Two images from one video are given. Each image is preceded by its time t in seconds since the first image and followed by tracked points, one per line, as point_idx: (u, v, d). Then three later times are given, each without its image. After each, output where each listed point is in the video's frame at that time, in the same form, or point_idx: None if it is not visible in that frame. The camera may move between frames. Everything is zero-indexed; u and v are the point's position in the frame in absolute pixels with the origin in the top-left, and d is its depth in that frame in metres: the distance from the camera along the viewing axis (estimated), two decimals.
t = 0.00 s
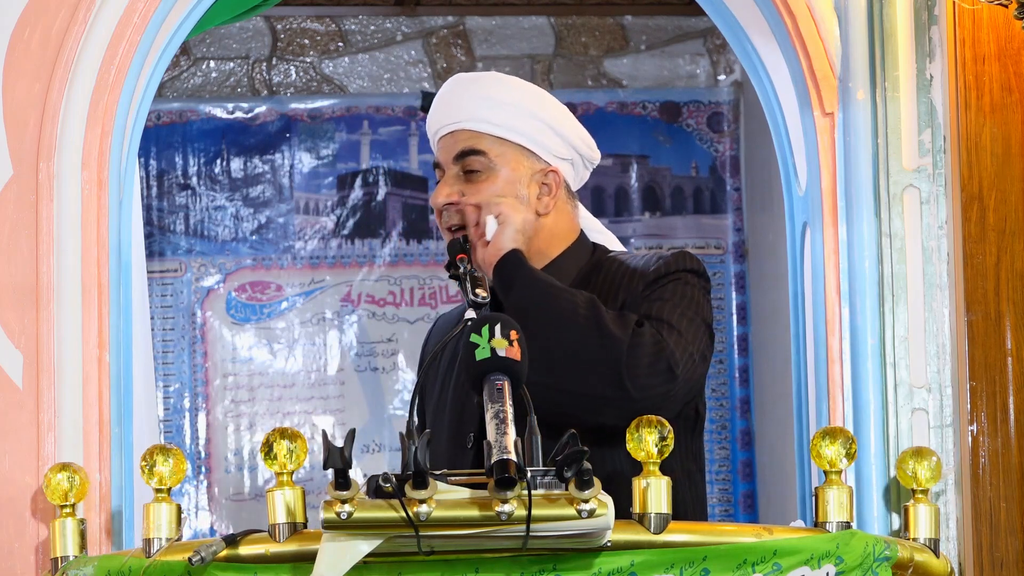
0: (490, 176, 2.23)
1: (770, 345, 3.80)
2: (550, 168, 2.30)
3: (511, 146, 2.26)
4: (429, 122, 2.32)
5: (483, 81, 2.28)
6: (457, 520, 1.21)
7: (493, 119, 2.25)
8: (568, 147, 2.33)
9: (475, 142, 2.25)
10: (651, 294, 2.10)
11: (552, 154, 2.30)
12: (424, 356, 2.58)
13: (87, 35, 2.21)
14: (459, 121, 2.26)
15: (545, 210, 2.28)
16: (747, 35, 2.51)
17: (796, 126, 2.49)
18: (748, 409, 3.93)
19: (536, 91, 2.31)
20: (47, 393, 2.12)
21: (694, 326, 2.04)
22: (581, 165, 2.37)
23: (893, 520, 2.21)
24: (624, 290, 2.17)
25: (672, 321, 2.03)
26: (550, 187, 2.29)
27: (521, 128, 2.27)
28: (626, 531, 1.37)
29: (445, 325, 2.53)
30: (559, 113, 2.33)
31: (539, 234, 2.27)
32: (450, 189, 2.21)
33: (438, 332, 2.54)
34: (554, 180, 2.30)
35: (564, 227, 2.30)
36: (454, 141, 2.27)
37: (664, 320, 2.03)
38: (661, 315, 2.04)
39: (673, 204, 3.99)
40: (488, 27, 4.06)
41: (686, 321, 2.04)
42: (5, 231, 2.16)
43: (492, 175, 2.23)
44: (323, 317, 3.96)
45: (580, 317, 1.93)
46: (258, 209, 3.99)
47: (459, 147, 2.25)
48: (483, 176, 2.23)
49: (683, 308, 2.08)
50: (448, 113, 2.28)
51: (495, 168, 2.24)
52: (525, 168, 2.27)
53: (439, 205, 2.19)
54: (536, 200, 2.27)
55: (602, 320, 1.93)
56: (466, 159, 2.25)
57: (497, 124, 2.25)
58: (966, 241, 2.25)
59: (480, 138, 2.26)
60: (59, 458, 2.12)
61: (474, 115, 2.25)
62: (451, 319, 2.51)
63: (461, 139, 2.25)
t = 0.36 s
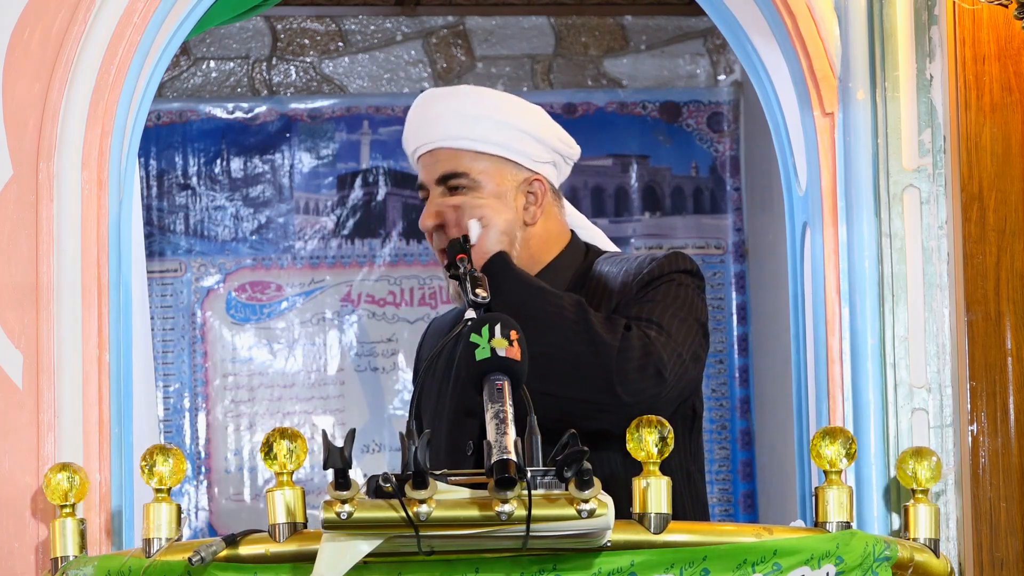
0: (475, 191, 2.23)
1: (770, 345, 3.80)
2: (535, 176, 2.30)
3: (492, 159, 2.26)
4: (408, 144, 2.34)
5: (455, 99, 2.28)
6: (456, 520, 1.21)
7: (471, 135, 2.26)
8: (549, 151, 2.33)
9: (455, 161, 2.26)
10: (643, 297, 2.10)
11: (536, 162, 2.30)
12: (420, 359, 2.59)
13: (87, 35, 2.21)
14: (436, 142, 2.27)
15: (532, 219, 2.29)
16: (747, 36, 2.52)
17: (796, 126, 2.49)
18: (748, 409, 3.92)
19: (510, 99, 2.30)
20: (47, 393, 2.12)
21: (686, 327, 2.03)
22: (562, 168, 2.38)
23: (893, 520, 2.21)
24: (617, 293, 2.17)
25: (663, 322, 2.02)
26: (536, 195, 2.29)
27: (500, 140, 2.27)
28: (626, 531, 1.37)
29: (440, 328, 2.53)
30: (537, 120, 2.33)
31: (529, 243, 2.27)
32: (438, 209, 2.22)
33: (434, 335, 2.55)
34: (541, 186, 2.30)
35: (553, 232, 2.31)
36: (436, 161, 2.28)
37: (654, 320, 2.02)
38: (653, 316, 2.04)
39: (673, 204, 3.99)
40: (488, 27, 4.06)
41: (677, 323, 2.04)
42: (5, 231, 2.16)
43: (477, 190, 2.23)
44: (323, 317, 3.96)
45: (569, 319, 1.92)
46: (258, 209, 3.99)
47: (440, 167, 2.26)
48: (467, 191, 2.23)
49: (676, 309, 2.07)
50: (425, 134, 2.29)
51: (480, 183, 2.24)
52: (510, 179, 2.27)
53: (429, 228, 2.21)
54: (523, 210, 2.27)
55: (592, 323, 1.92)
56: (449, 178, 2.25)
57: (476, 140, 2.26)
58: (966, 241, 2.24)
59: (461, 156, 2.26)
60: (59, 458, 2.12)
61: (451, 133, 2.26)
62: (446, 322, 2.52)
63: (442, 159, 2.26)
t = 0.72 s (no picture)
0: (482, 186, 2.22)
1: (769, 345, 3.80)
2: (539, 167, 2.29)
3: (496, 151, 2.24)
4: (409, 138, 2.31)
5: (459, 93, 2.25)
6: (457, 521, 1.21)
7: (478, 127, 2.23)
8: (553, 142, 2.32)
9: (459, 154, 2.23)
10: (645, 305, 2.13)
11: (542, 153, 2.29)
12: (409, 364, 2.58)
13: (87, 35, 2.21)
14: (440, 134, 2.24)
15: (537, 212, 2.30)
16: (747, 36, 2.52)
17: (796, 125, 2.49)
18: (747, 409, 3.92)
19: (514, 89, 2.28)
20: (47, 393, 2.12)
21: (687, 334, 2.05)
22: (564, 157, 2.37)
23: (893, 520, 2.21)
24: (617, 301, 2.20)
25: (663, 330, 2.05)
26: (542, 185, 2.29)
27: (505, 130, 2.24)
28: (626, 531, 1.37)
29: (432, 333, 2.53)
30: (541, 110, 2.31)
31: (531, 237, 2.30)
32: (447, 205, 2.22)
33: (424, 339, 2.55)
34: (545, 178, 2.29)
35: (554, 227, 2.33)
36: (439, 156, 2.25)
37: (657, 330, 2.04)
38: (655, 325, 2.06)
39: (673, 204, 3.99)
40: (488, 27, 4.06)
41: (678, 328, 2.06)
42: (5, 231, 2.16)
43: (483, 183, 2.22)
44: (323, 317, 3.96)
45: (576, 345, 1.86)
46: (258, 209, 3.99)
47: (445, 160, 2.23)
48: (473, 185, 2.22)
49: (676, 315, 2.10)
50: (428, 128, 2.25)
51: (486, 176, 2.22)
52: (516, 170, 2.25)
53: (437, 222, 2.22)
54: (529, 202, 2.27)
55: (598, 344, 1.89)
56: (454, 173, 2.23)
57: (482, 132, 2.23)
58: (965, 241, 2.24)
59: (465, 148, 2.24)
60: (59, 458, 2.12)
61: (456, 125, 2.23)
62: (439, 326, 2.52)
63: (445, 152, 2.23)
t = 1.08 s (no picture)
0: (493, 178, 2.23)
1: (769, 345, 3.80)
2: (550, 164, 2.31)
3: (507, 145, 2.26)
4: (421, 128, 2.32)
5: (475, 86, 2.25)
6: (457, 521, 1.21)
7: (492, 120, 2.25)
8: (565, 139, 2.34)
9: (472, 145, 2.25)
10: (649, 315, 2.10)
11: (552, 150, 2.31)
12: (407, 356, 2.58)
13: (87, 35, 2.21)
14: (453, 124, 2.25)
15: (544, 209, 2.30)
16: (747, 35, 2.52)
17: (796, 126, 2.49)
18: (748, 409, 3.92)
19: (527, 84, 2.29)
20: (47, 392, 2.12)
21: (692, 349, 2.02)
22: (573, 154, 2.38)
23: (893, 520, 2.21)
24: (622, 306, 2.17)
25: (668, 346, 2.02)
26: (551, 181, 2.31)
27: (518, 125, 2.26)
28: (626, 531, 1.37)
29: (432, 329, 2.53)
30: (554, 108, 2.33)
31: (538, 233, 2.29)
32: (457, 195, 2.23)
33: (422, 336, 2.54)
34: (555, 175, 2.31)
35: (561, 225, 2.33)
36: (450, 147, 2.27)
37: (660, 345, 2.02)
38: (658, 339, 2.04)
39: (673, 204, 3.99)
40: (488, 28, 4.06)
41: (681, 342, 2.03)
42: (5, 230, 2.16)
43: (494, 176, 2.23)
44: (323, 317, 3.96)
45: (579, 366, 1.84)
46: (258, 209, 3.99)
47: (457, 151, 2.25)
48: (484, 178, 2.23)
49: (679, 328, 2.07)
50: (441, 118, 2.27)
51: (497, 169, 2.24)
52: (526, 165, 2.27)
53: (446, 212, 2.22)
54: (538, 198, 2.28)
55: (598, 353, 1.88)
56: (466, 165, 2.24)
57: (494, 124, 2.24)
58: (966, 241, 2.24)
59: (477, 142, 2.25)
60: (59, 458, 2.12)
61: (470, 115, 2.24)
62: (439, 323, 2.52)
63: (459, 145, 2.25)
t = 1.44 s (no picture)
0: (493, 179, 2.23)
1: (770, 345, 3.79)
2: (549, 164, 2.31)
3: (508, 145, 2.25)
4: (421, 127, 2.31)
5: (476, 85, 2.25)
6: (457, 521, 1.21)
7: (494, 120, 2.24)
8: (565, 140, 2.34)
9: (473, 145, 2.24)
10: (648, 316, 2.11)
11: (553, 150, 2.31)
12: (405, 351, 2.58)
13: (87, 35, 2.21)
14: (454, 123, 2.25)
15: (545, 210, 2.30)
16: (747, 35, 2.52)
17: (796, 126, 2.49)
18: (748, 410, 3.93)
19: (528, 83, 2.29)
20: (47, 392, 2.12)
21: (691, 349, 2.03)
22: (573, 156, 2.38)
23: (893, 520, 2.21)
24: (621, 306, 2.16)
25: (667, 345, 2.03)
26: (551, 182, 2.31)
27: (519, 125, 2.26)
28: (626, 531, 1.37)
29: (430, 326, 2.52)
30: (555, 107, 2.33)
31: (538, 233, 2.28)
32: (457, 194, 2.23)
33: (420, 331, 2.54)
34: (555, 176, 2.31)
35: (560, 227, 2.33)
36: (451, 147, 2.26)
37: (660, 345, 2.03)
38: (659, 339, 2.04)
39: (673, 204, 3.98)
40: (488, 28, 4.06)
41: (681, 342, 2.04)
42: (5, 230, 2.16)
43: (494, 176, 2.23)
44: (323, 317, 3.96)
45: (580, 363, 1.83)
46: (258, 209, 3.99)
47: (457, 151, 2.25)
48: (484, 177, 2.23)
49: (679, 328, 2.08)
50: (442, 118, 2.26)
51: (497, 169, 2.23)
52: (526, 165, 2.27)
53: (447, 211, 2.22)
54: (538, 198, 2.28)
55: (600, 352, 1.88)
56: (467, 165, 2.24)
57: (495, 124, 2.24)
58: (965, 241, 2.24)
59: (478, 141, 2.25)
60: (59, 458, 2.12)
61: (471, 115, 2.24)
62: (439, 320, 2.52)
63: (459, 144, 2.25)
